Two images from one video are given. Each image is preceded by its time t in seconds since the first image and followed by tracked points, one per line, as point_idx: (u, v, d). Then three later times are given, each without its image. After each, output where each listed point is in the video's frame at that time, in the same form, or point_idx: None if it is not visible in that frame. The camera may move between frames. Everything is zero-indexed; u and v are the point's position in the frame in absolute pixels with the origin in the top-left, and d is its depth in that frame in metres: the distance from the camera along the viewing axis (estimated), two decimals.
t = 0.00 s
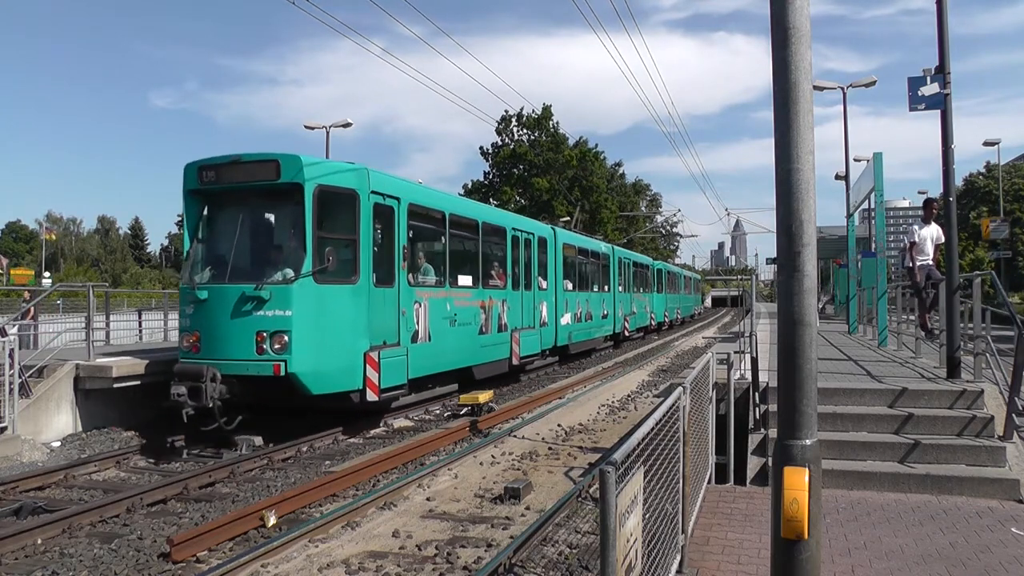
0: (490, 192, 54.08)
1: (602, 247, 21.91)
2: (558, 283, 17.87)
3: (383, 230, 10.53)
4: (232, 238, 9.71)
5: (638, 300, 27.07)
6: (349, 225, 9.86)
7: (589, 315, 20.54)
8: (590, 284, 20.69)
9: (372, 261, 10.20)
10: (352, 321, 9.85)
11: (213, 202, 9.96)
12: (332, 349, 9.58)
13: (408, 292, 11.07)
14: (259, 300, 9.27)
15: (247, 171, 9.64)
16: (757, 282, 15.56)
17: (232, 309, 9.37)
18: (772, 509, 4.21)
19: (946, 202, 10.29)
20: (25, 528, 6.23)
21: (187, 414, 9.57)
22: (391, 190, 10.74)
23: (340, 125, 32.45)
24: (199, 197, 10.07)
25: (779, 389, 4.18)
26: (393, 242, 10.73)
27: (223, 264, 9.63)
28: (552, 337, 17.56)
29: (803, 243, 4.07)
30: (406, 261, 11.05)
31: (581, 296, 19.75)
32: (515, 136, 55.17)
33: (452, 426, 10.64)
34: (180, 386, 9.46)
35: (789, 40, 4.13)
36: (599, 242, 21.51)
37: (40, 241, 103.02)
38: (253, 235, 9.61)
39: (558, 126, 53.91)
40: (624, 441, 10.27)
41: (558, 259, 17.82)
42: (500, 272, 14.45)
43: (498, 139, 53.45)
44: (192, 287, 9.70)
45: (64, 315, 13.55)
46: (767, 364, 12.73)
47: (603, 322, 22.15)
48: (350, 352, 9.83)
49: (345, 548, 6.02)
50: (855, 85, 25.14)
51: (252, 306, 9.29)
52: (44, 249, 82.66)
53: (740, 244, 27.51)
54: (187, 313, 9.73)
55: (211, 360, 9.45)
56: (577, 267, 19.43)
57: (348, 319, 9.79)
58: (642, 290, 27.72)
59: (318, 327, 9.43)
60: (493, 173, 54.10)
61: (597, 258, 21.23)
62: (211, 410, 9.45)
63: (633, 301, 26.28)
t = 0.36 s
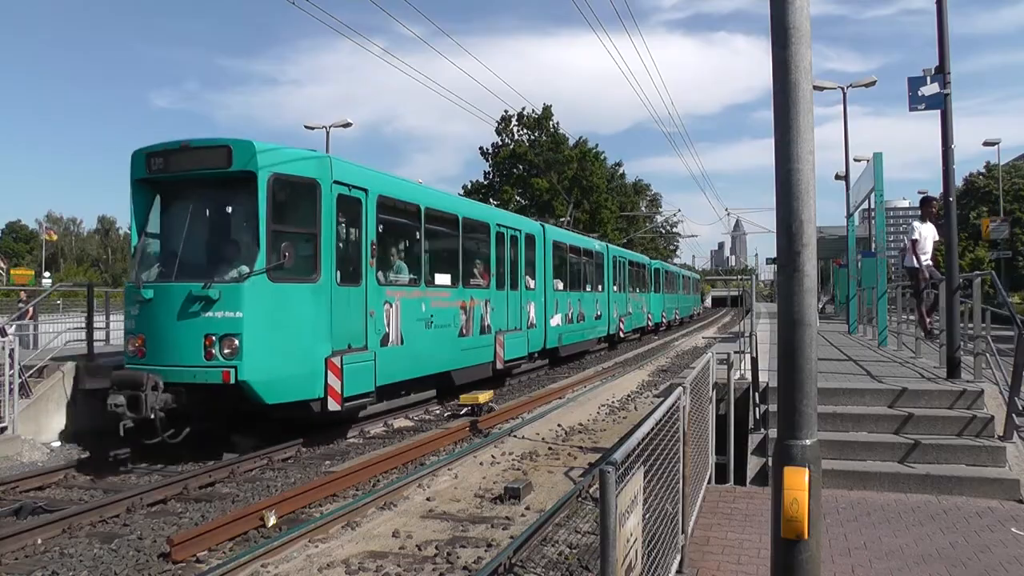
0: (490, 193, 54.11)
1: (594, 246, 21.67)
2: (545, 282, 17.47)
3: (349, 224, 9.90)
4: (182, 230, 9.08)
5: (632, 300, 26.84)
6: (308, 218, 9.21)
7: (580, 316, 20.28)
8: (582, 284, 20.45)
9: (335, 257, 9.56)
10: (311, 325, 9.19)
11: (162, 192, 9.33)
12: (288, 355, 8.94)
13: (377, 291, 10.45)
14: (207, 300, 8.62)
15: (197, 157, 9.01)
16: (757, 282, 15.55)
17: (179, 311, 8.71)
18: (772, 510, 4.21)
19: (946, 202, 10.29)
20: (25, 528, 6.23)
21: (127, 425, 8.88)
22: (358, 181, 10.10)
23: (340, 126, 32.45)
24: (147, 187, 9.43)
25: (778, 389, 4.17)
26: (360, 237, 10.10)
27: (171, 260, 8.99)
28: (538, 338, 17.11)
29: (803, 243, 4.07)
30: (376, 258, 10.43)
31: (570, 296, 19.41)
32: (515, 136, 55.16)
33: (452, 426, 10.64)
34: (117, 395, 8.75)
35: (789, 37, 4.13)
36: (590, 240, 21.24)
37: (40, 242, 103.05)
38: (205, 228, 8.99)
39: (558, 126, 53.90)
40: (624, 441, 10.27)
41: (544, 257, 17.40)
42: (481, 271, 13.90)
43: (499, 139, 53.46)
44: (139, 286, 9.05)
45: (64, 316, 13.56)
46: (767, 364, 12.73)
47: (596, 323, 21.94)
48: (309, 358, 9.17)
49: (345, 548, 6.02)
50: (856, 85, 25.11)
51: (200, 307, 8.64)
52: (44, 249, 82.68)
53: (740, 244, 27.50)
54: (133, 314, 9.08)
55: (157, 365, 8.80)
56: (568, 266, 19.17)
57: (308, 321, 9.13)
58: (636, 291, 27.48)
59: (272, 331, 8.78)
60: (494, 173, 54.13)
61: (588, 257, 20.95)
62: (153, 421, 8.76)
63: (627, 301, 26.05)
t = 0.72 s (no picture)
0: (490, 192, 54.15)
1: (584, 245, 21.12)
2: (529, 281, 16.67)
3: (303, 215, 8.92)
4: (112, 222, 8.09)
5: (625, 300, 26.27)
6: (253, 209, 8.23)
7: (569, 316, 19.68)
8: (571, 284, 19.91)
9: (284, 253, 8.56)
10: (255, 328, 8.16)
11: (93, 179, 8.33)
12: (228, 363, 7.91)
13: (335, 290, 9.46)
14: (135, 300, 7.60)
15: (128, 140, 8.03)
16: (757, 282, 15.53)
17: (105, 312, 7.69)
18: (772, 509, 4.21)
19: (946, 202, 10.28)
20: (25, 528, 6.23)
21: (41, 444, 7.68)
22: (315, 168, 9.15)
23: (340, 125, 32.47)
24: (76, 174, 8.41)
25: (779, 389, 4.18)
26: (315, 230, 9.12)
27: (100, 255, 7.96)
28: (521, 341, 16.20)
29: (803, 243, 4.07)
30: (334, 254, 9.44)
31: (557, 296, 18.68)
32: (515, 136, 55.16)
33: (452, 426, 10.64)
34: (28, 409, 7.54)
35: (789, 36, 4.13)
36: (580, 238, 20.70)
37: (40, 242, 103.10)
38: (137, 218, 7.98)
39: (559, 126, 53.92)
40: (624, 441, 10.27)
41: (529, 255, 16.65)
42: (457, 268, 13.00)
43: (499, 139, 53.50)
44: (64, 285, 7.99)
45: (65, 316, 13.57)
46: (767, 364, 12.74)
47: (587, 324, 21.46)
48: (252, 366, 8.12)
49: (345, 548, 6.02)
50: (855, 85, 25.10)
51: (127, 308, 7.62)
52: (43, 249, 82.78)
53: (740, 244, 27.50)
54: (58, 317, 8.02)
55: (81, 375, 7.75)
56: (557, 265, 18.62)
57: (252, 324, 8.13)
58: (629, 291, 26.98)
59: (209, 336, 7.76)
60: (494, 173, 54.16)
61: (577, 256, 20.33)
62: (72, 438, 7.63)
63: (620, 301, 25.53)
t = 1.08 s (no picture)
0: (495, 193, 54.17)
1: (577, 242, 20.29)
2: (514, 280, 15.62)
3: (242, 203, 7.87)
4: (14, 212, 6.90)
5: (621, 299, 25.39)
6: (179, 196, 7.16)
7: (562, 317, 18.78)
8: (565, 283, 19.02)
9: (217, 245, 7.45)
10: (179, 334, 7.05)
11: None
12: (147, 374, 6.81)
13: (282, 289, 8.38)
14: (34, 301, 6.43)
15: (31, 114, 6.85)
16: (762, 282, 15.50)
17: None
18: (777, 509, 4.20)
19: (952, 202, 10.25)
20: (31, 527, 6.23)
21: None
22: (256, 150, 8.09)
23: (346, 126, 32.53)
24: None
25: (784, 389, 4.17)
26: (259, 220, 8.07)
27: None
28: (507, 345, 15.09)
29: (808, 243, 4.07)
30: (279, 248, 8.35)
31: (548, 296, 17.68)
32: (520, 136, 55.18)
33: (457, 426, 10.63)
34: None
35: (794, 35, 4.13)
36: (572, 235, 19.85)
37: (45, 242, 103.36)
38: (42, 207, 6.78)
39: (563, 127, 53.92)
40: (629, 441, 10.27)
41: (514, 251, 15.64)
42: (432, 266, 11.95)
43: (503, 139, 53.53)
44: None
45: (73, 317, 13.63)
46: (772, 364, 12.74)
47: (581, 325, 20.62)
48: (177, 377, 7.01)
49: (350, 548, 6.02)
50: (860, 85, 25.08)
51: (26, 310, 6.44)
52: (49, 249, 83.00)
53: (745, 244, 27.43)
54: None
55: None
56: (548, 262, 17.70)
57: (175, 328, 7.03)
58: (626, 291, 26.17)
59: (124, 342, 6.64)
60: (498, 173, 54.17)
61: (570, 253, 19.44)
62: None
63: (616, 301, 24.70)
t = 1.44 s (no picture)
0: (510, 192, 54.18)
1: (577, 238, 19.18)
2: (505, 278, 14.44)
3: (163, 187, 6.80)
4: None
5: (626, 299, 24.23)
6: (79, 173, 6.10)
7: (560, 317, 17.67)
8: (563, 280, 17.88)
9: (127, 233, 6.37)
10: (75, 337, 5.94)
11: None
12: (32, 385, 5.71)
13: (215, 287, 7.26)
14: None
15: None
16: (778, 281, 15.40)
17: None
18: (794, 510, 4.17)
19: (969, 200, 10.15)
20: (49, 525, 6.28)
21: None
22: (183, 123, 7.02)
23: (361, 125, 32.60)
24: None
25: (800, 389, 4.13)
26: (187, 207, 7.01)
27: None
28: (495, 349, 13.86)
29: (824, 241, 4.03)
30: (211, 237, 7.24)
31: (542, 295, 16.46)
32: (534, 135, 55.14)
33: (472, 425, 10.61)
34: None
35: (810, 33, 4.08)
36: (571, 230, 18.72)
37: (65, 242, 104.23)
38: None
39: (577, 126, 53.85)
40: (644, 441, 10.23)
41: (506, 247, 14.49)
42: (408, 263, 10.77)
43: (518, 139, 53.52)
44: None
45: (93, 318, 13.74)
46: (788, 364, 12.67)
47: (582, 326, 19.50)
48: (72, 390, 5.89)
49: (366, 547, 6.03)
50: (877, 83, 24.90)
51: None
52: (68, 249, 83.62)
53: (761, 244, 27.31)
54: None
55: None
56: (544, 258, 16.49)
57: (68, 330, 5.92)
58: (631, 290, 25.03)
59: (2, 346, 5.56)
60: (513, 172, 54.16)
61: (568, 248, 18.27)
62: None
63: (620, 301, 23.57)
